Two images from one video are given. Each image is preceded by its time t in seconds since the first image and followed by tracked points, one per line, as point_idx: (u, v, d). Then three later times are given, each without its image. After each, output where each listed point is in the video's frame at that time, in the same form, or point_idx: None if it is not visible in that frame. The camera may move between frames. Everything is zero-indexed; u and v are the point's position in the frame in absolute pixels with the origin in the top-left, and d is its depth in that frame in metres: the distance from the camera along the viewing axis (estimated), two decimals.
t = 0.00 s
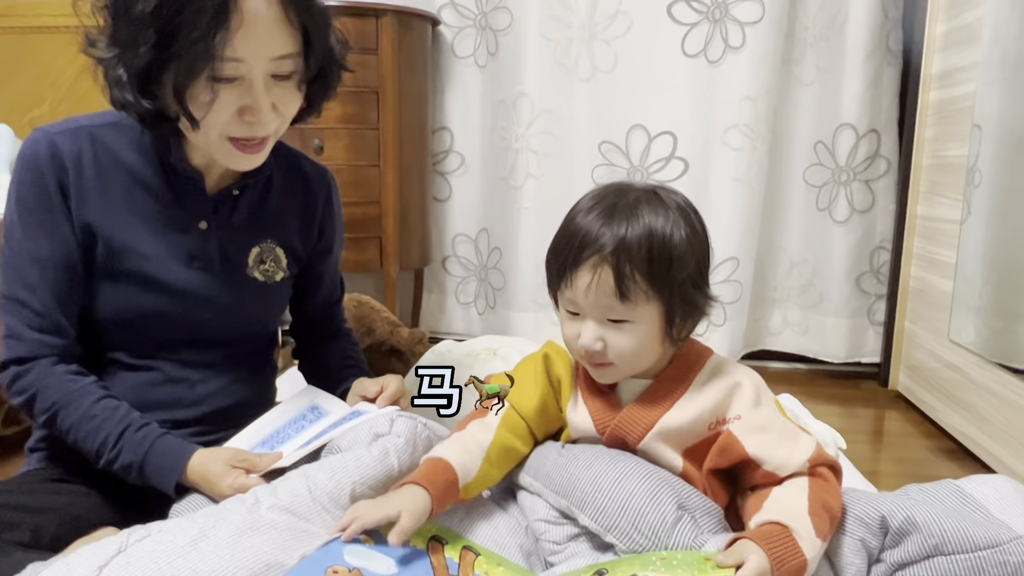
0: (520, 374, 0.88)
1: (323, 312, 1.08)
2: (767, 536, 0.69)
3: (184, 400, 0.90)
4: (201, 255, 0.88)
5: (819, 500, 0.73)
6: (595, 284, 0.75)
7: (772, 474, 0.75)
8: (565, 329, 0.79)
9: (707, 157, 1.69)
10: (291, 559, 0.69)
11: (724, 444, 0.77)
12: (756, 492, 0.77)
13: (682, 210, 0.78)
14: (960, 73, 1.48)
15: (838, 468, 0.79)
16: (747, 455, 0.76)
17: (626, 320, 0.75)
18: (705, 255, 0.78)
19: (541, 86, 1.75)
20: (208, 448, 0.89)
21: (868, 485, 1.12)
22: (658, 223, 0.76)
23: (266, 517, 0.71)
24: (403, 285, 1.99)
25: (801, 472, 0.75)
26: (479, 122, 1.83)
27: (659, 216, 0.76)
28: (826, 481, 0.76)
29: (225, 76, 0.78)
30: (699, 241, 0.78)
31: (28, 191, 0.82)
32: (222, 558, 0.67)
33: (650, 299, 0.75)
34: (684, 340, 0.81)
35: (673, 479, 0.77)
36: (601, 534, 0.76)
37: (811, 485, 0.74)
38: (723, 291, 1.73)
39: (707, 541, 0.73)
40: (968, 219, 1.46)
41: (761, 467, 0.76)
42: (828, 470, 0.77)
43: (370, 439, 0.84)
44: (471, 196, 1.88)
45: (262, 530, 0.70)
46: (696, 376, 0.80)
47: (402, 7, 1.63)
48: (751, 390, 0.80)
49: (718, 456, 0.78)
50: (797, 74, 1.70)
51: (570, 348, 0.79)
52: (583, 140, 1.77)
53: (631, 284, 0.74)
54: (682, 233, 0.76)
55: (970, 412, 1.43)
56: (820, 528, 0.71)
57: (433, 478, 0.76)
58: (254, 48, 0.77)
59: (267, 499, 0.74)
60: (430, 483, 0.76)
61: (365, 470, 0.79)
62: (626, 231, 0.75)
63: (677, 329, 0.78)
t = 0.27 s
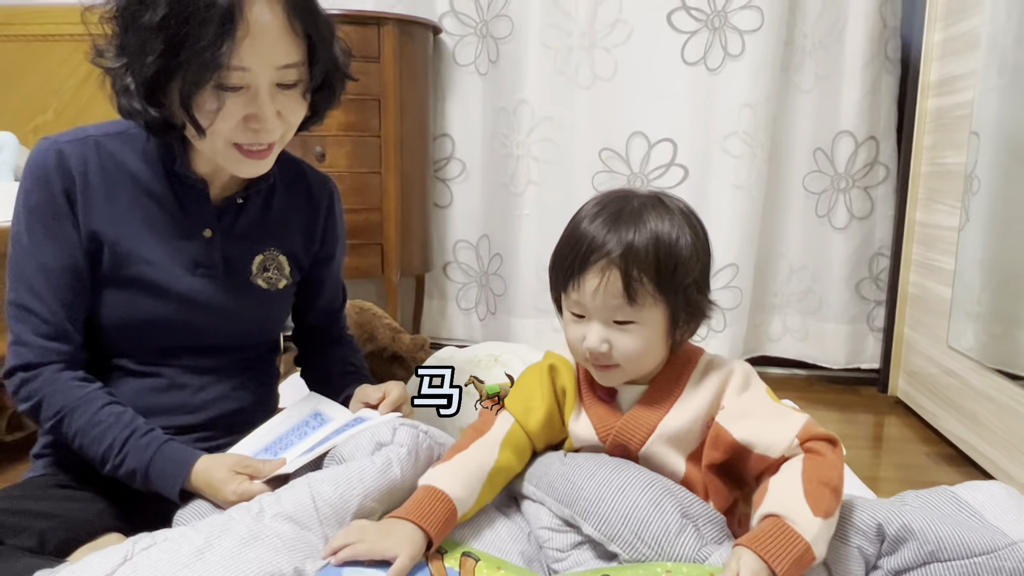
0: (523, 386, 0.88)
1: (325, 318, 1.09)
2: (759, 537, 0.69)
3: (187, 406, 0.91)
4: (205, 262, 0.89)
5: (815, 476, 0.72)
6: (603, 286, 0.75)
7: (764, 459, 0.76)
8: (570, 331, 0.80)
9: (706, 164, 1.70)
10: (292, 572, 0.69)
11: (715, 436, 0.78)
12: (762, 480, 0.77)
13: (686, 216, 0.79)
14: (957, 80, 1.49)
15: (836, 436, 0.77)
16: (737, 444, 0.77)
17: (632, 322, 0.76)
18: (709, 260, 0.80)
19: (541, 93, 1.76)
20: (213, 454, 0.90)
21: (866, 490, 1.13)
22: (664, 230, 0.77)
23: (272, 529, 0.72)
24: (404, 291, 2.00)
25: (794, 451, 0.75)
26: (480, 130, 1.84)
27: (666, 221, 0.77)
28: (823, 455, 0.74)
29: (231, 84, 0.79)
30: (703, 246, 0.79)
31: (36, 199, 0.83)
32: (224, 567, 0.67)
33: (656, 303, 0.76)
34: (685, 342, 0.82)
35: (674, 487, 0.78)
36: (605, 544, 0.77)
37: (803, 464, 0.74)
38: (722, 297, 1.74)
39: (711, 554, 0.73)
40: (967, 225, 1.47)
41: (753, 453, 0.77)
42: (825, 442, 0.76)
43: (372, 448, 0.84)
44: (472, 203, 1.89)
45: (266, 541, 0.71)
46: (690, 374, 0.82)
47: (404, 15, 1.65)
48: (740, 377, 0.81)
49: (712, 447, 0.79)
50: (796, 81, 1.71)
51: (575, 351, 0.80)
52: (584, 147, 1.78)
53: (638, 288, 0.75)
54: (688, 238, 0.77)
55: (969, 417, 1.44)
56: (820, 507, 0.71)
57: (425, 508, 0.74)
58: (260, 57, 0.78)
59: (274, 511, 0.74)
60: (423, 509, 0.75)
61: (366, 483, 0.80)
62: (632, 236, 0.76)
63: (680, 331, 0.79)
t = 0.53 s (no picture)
0: (518, 401, 0.86)
1: (327, 322, 1.09)
2: (759, 539, 0.70)
3: (191, 409, 0.92)
4: (209, 267, 0.89)
5: (810, 482, 0.73)
6: (593, 292, 0.76)
7: (760, 467, 0.76)
8: (562, 338, 0.80)
9: (707, 169, 1.70)
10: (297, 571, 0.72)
11: (710, 444, 0.78)
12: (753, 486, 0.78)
13: (670, 217, 0.80)
14: (957, 85, 1.49)
15: (827, 442, 0.78)
16: (732, 452, 0.77)
17: (624, 327, 0.77)
18: (695, 259, 0.80)
19: (542, 98, 1.77)
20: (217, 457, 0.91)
21: (867, 493, 1.14)
22: (650, 234, 0.77)
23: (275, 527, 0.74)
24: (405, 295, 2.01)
25: (787, 459, 0.76)
26: (482, 134, 1.84)
27: (651, 222, 0.78)
28: (816, 462, 0.75)
29: (236, 90, 0.79)
30: (689, 246, 0.80)
31: (42, 204, 0.83)
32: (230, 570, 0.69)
33: (647, 306, 0.77)
34: (676, 343, 0.82)
35: (673, 492, 0.78)
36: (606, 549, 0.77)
37: (797, 471, 0.75)
38: (723, 301, 1.74)
39: (713, 556, 0.74)
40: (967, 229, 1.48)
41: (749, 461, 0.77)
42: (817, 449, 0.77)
43: (375, 448, 0.85)
44: (473, 207, 1.89)
45: (271, 542, 0.72)
46: (681, 383, 0.82)
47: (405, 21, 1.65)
48: (734, 381, 0.82)
49: (707, 455, 0.79)
50: (796, 86, 1.72)
51: (567, 359, 0.80)
52: (585, 152, 1.79)
53: (628, 292, 0.76)
54: (674, 239, 0.78)
55: (970, 421, 1.44)
56: (815, 512, 0.71)
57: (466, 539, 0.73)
58: (264, 63, 0.79)
59: (275, 512, 0.75)
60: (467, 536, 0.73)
61: (372, 480, 0.81)
62: (619, 242, 0.76)
63: (672, 333, 0.80)
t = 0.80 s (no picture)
0: (508, 415, 0.86)
1: (327, 326, 1.10)
2: (758, 547, 0.70)
3: (191, 413, 0.92)
4: (208, 271, 0.89)
5: (807, 488, 0.74)
6: (577, 313, 0.76)
7: (757, 476, 0.76)
8: (549, 358, 0.80)
9: (707, 173, 1.70)
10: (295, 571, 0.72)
11: (706, 456, 0.78)
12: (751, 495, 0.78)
13: (648, 228, 0.80)
14: (956, 90, 1.50)
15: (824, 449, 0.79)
16: (730, 463, 0.77)
17: (611, 345, 0.77)
18: (677, 269, 0.80)
19: (542, 103, 1.78)
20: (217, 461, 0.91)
21: (866, 497, 1.14)
22: (629, 249, 0.77)
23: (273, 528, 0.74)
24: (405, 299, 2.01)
25: (785, 467, 0.76)
26: (481, 138, 1.85)
27: (629, 237, 0.78)
28: (813, 470, 0.76)
29: (235, 95, 0.79)
30: (670, 256, 0.80)
31: (42, 209, 0.83)
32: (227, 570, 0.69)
33: (632, 322, 0.77)
34: (667, 353, 0.82)
35: (670, 497, 0.78)
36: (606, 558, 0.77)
37: (795, 479, 0.75)
38: (723, 305, 1.74)
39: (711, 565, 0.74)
40: (966, 233, 1.48)
41: (746, 471, 0.77)
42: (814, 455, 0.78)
43: (375, 452, 0.85)
44: (473, 211, 1.89)
45: (270, 543, 0.72)
46: (675, 393, 0.81)
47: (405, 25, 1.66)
48: (728, 391, 0.81)
49: (703, 465, 0.79)
50: (796, 90, 1.72)
51: (557, 376, 0.80)
52: (584, 156, 1.79)
53: (612, 311, 0.76)
54: (653, 250, 0.78)
55: (970, 425, 1.44)
56: (812, 517, 0.72)
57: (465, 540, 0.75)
58: (263, 68, 0.79)
59: (273, 513, 0.75)
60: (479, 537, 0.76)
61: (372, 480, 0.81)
62: (599, 260, 0.76)
63: (661, 344, 0.80)
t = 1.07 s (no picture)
0: (501, 413, 0.88)
1: (326, 330, 1.10)
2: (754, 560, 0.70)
3: (190, 418, 0.92)
4: (207, 276, 0.89)
5: (805, 504, 0.74)
6: (571, 328, 0.76)
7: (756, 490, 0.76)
8: (545, 370, 0.80)
9: (706, 177, 1.71)
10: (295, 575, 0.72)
11: (706, 469, 0.79)
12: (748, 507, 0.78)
13: (645, 240, 0.79)
14: (954, 94, 1.50)
15: (822, 460, 0.79)
16: (730, 477, 0.77)
17: (605, 360, 0.77)
18: (673, 282, 0.80)
19: (541, 107, 1.78)
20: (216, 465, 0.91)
21: (865, 502, 1.14)
22: (624, 263, 0.77)
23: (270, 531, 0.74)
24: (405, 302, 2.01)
25: (784, 481, 0.76)
26: (481, 143, 1.85)
27: (625, 251, 0.77)
28: (812, 484, 0.76)
29: (233, 101, 0.80)
30: (666, 269, 0.79)
31: (42, 214, 0.83)
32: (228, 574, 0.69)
33: (627, 338, 0.77)
34: (664, 366, 0.82)
35: (668, 504, 0.78)
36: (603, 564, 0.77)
37: (793, 492, 0.75)
38: (722, 309, 1.74)
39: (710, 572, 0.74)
40: (965, 237, 1.48)
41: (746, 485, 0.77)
42: (812, 468, 0.78)
43: (373, 456, 0.85)
44: (473, 215, 1.90)
45: (268, 547, 0.72)
46: (673, 401, 0.81)
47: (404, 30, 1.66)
48: (728, 403, 0.81)
49: (701, 479, 0.80)
50: (794, 95, 1.73)
51: (552, 388, 0.81)
52: (584, 160, 1.79)
53: (606, 326, 0.76)
54: (649, 264, 0.77)
55: (969, 430, 1.44)
56: (810, 534, 0.72)
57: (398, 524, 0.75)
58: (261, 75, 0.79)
59: (272, 518, 0.76)
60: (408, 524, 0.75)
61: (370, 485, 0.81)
62: (594, 274, 0.76)
63: (656, 359, 0.80)
